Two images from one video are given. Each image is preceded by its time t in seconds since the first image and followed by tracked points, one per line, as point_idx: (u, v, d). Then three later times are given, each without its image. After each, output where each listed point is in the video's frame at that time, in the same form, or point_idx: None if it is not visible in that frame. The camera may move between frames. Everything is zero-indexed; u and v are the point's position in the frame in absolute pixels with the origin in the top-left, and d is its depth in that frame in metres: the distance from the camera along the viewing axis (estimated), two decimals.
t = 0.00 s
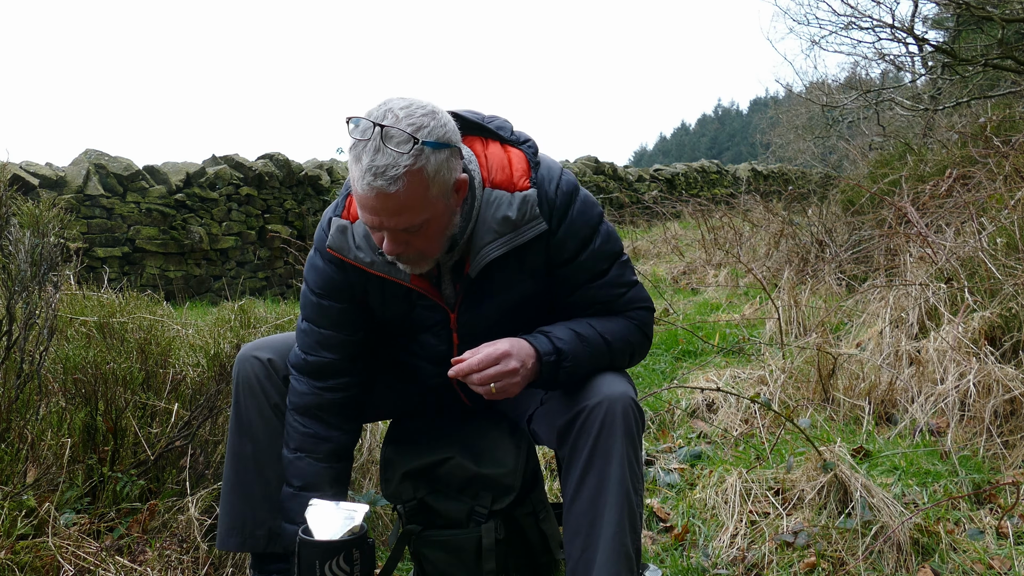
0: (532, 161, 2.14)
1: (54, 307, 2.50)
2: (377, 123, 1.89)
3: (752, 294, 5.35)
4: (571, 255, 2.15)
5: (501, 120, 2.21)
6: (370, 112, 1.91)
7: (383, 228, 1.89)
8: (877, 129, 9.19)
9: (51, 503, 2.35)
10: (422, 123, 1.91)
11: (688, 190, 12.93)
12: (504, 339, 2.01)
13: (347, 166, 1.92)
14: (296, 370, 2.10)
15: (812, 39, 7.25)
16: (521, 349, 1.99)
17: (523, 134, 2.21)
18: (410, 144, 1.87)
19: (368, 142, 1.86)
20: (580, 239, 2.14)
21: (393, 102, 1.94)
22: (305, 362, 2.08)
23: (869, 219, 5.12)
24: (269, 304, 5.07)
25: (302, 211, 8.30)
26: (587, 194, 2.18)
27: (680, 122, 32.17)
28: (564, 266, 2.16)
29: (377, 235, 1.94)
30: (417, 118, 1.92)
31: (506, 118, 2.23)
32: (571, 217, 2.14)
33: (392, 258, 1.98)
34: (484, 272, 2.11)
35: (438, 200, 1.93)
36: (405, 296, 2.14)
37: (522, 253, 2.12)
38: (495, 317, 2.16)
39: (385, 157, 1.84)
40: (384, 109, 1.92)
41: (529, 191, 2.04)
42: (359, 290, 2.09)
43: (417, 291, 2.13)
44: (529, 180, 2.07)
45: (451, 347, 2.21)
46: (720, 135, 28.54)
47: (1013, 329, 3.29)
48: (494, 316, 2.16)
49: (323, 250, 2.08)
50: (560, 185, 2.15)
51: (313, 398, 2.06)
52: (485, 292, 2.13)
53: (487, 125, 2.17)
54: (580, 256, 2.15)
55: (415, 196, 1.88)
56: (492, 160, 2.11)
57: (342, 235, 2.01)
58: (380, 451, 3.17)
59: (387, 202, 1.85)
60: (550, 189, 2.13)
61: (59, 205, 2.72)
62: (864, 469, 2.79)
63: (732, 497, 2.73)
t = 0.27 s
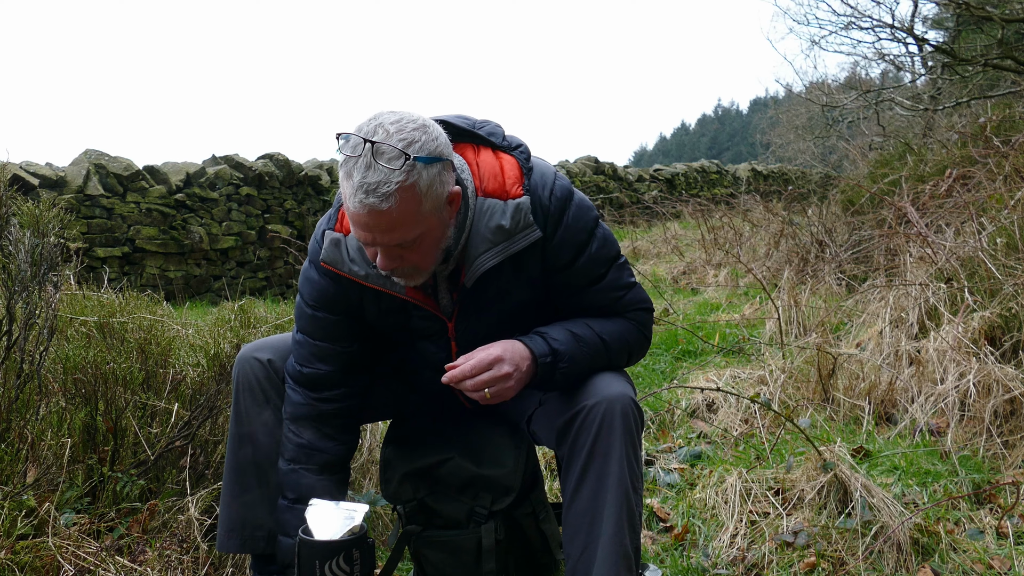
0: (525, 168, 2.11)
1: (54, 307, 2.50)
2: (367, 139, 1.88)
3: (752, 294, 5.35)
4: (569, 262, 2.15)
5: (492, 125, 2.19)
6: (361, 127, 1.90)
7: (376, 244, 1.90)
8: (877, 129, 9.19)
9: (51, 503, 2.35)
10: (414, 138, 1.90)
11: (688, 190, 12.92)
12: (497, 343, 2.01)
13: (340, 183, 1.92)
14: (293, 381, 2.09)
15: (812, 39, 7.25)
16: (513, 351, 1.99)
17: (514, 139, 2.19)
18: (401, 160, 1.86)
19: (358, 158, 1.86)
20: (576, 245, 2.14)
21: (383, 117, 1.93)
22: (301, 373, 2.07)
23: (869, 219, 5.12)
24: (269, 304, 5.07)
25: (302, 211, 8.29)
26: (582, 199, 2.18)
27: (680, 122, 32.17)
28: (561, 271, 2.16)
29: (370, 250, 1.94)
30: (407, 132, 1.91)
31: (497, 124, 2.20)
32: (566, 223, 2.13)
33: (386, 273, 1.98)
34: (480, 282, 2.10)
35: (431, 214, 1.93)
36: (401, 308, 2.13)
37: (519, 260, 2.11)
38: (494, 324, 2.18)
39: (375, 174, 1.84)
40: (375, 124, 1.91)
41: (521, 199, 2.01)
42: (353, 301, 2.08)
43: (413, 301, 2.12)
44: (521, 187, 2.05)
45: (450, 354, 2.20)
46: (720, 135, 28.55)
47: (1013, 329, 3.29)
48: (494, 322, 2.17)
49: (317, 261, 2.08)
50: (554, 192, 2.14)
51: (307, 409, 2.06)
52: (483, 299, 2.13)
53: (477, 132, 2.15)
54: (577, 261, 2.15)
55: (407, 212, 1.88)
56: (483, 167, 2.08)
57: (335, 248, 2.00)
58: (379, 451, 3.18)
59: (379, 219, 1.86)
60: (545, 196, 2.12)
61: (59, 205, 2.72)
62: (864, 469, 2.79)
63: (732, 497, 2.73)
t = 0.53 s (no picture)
0: (523, 169, 2.11)
1: (54, 308, 2.50)
2: (365, 143, 1.87)
3: (752, 294, 5.35)
4: (568, 262, 2.15)
5: (490, 126, 2.19)
6: (358, 131, 1.89)
7: (378, 248, 1.89)
8: (876, 129, 9.19)
9: (51, 503, 2.35)
10: (412, 141, 1.89)
11: (688, 190, 12.92)
12: (496, 347, 2.00)
13: (339, 187, 1.91)
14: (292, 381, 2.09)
15: (812, 38, 7.25)
16: (511, 354, 1.99)
17: (512, 140, 2.18)
18: (400, 164, 1.85)
19: (357, 163, 1.85)
20: (575, 245, 2.14)
21: (381, 121, 1.92)
22: (301, 373, 2.07)
23: (869, 219, 5.12)
24: (269, 304, 5.07)
25: (302, 211, 8.29)
26: (580, 200, 2.17)
27: (680, 122, 32.17)
28: (560, 273, 2.16)
29: (372, 254, 1.94)
30: (406, 135, 1.90)
31: (495, 124, 2.20)
32: (564, 224, 2.13)
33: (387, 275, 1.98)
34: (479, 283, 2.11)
35: (431, 216, 1.93)
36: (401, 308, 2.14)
37: (518, 262, 2.12)
38: (495, 324, 2.18)
39: (375, 178, 1.84)
40: (372, 128, 1.90)
41: (520, 200, 2.02)
42: (351, 301, 2.08)
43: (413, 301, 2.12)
44: (520, 188, 2.05)
45: (449, 354, 2.21)
46: (720, 135, 28.55)
47: (1013, 329, 3.29)
48: (495, 323, 2.17)
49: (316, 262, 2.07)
50: (553, 193, 2.14)
51: (307, 410, 2.05)
52: (483, 299, 2.14)
53: (475, 132, 2.15)
54: (576, 262, 2.15)
55: (408, 215, 1.87)
56: (481, 168, 2.08)
57: (334, 249, 1.99)
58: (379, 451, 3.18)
59: (380, 223, 1.85)
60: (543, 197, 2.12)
61: (59, 205, 2.73)
62: (864, 469, 2.79)
63: (732, 497, 2.73)
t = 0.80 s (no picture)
0: (534, 163, 2.12)
1: (54, 307, 2.50)
2: (381, 126, 1.89)
3: (752, 294, 5.35)
4: (572, 259, 2.15)
5: (501, 120, 2.20)
6: (373, 115, 1.91)
7: (392, 231, 1.90)
8: (876, 129, 9.20)
9: (51, 503, 2.35)
10: (427, 124, 1.91)
11: (688, 190, 12.92)
12: (503, 338, 2.01)
13: (353, 170, 1.92)
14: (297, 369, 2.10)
15: (812, 38, 7.25)
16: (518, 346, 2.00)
17: (523, 135, 2.20)
18: (416, 146, 1.87)
19: (373, 145, 1.87)
20: (581, 243, 2.14)
21: (395, 104, 1.94)
22: (306, 359, 2.08)
23: (869, 219, 5.12)
24: (269, 304, 5.07)
25: (303, 211, 8.29)
26: (588, 198, 2.18)
27: (680, 122, 32.18)
28: (564, 270, 2.17)
29: (385, 238, 1.94)
30: (421, 119, 1.92)
31: (505, 119, 2.21)
32: (571, 221, 2.14)
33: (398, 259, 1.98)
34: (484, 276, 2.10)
35: (445, 200, 1.94)
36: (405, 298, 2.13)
37: (523, 257, 2.12)
38: (496, 322, 2.17)
39: (392, 160, 1.85)
40: (387, 112, 1.92)
41: (530, 193, 2.03)
42: (356, 287, 2.08)
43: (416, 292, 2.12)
44: (530, 181, 2.07)
45: (449, 347, 2.19)
46: (720, 135, 28.55)
47: (1013, 329, 3.29)
48: (496, 320, 2.16)
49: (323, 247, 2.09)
50: (561, 188, 2.15)
51: (311, 398, 2.05)
52: (486, 295, 2.13)
53: (486, 126, 2.16)
54: (581, 259, 2.15)
55: (423, 197, 1.88)
56: (493, 161, 2.10)
57: (342, 233, 2.01)
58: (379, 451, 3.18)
59: (396, 205, 1.86)
60: (551, 193, 2.12)
61: (60, 205, 2.73)
62: (864, 469, 2.79)
63: (732, 497, 2.73)
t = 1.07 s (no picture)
0: (557, 159, 2.13)
1: (54, 307, 2.50)
2: (419, 109, 1.91)
3: (752, 293, 5.35)
4: (587, 257, 2.15)
5: (525, 117, 2.21)
6: (410, 99, 1.93)
7: (425, 215, 1.90)
8: (876, 129, 9.19)
9: (51, 503, 2.35)
10: (464, 110, 1.93)
11: (688, 190, 12.92)
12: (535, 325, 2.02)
13: (388, 154, 1.93)
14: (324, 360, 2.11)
15: (812, 38, 7.24)
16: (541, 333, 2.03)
17: (547, 133, 2.21)
18: (454, 130, 1.89)
19: (410, 128, 1.88)
20: (599, 240, 2.14)
21: (431, 90, 1.95)
22: (335, 350, 2.09)
23: (869, 219, 5.12)
24: (269, 304, 5.07)
25: (303, 211, 8.29)
26: (608, 196, 2.17)
27: (680, 122, 32.16)
28: (579, 267, 2.16)
29: (415, 223, 1.94)
30: (457, 105, 1.94)
31: (530, 117, 2.23)
32: (591, 218, 2.14)
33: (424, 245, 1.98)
34: (504, 268, 2.10)
35: (478, 186, 1.95)
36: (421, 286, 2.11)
37: (541, 251, 2.12)
38: (509, 316, 2.15)
39: (429, 142, 1.86)
40: (423, 96, 1.93)
41: (554, 187, 2.03)
42: (376, 274, 2.08)
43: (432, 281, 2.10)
44: (554, 177, 2.06)
45: (461, 339, 2.15)
46: (720, 135, 28.55)
47: (1013, 329, 3.28)
48: (510, 314, 2.15)
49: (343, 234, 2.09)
50: (584, 185, 2.14)
51: (349, 388, 2.08)
52: (502, 289, 2.12)
53: (512, 120, 2.17)
54: (597, 257, 2.15)
55: (458, 181, 1.89)
56: (517, 154, 2.10)
57: (363, 218, 2.02)
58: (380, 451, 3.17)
59: (432, 187, 1.87)
60: (574, 188, 2.13)
61: (59, 205, 2.72)
62: (864, 469, 2.79)
63: (732, 497, 2.73)
